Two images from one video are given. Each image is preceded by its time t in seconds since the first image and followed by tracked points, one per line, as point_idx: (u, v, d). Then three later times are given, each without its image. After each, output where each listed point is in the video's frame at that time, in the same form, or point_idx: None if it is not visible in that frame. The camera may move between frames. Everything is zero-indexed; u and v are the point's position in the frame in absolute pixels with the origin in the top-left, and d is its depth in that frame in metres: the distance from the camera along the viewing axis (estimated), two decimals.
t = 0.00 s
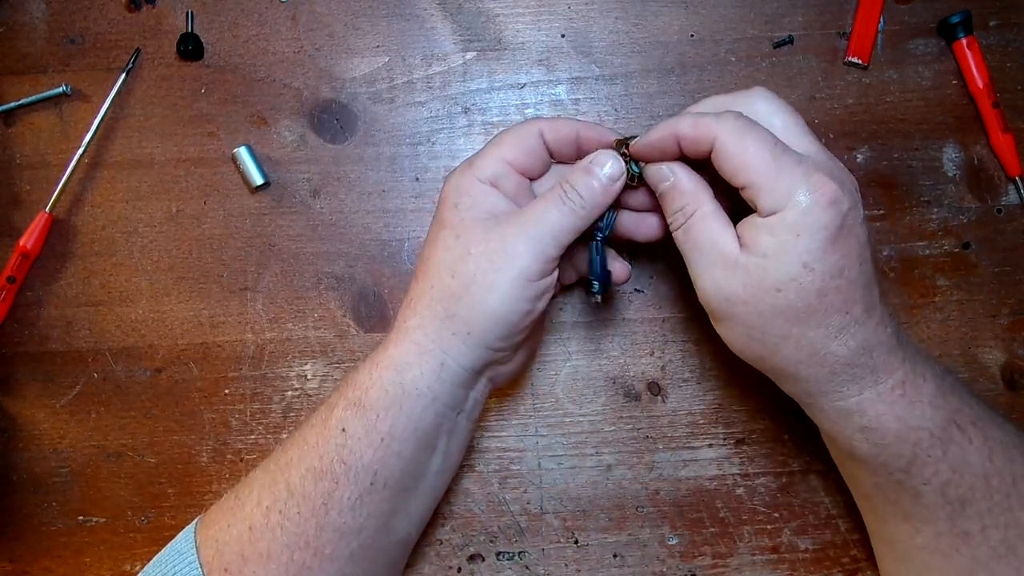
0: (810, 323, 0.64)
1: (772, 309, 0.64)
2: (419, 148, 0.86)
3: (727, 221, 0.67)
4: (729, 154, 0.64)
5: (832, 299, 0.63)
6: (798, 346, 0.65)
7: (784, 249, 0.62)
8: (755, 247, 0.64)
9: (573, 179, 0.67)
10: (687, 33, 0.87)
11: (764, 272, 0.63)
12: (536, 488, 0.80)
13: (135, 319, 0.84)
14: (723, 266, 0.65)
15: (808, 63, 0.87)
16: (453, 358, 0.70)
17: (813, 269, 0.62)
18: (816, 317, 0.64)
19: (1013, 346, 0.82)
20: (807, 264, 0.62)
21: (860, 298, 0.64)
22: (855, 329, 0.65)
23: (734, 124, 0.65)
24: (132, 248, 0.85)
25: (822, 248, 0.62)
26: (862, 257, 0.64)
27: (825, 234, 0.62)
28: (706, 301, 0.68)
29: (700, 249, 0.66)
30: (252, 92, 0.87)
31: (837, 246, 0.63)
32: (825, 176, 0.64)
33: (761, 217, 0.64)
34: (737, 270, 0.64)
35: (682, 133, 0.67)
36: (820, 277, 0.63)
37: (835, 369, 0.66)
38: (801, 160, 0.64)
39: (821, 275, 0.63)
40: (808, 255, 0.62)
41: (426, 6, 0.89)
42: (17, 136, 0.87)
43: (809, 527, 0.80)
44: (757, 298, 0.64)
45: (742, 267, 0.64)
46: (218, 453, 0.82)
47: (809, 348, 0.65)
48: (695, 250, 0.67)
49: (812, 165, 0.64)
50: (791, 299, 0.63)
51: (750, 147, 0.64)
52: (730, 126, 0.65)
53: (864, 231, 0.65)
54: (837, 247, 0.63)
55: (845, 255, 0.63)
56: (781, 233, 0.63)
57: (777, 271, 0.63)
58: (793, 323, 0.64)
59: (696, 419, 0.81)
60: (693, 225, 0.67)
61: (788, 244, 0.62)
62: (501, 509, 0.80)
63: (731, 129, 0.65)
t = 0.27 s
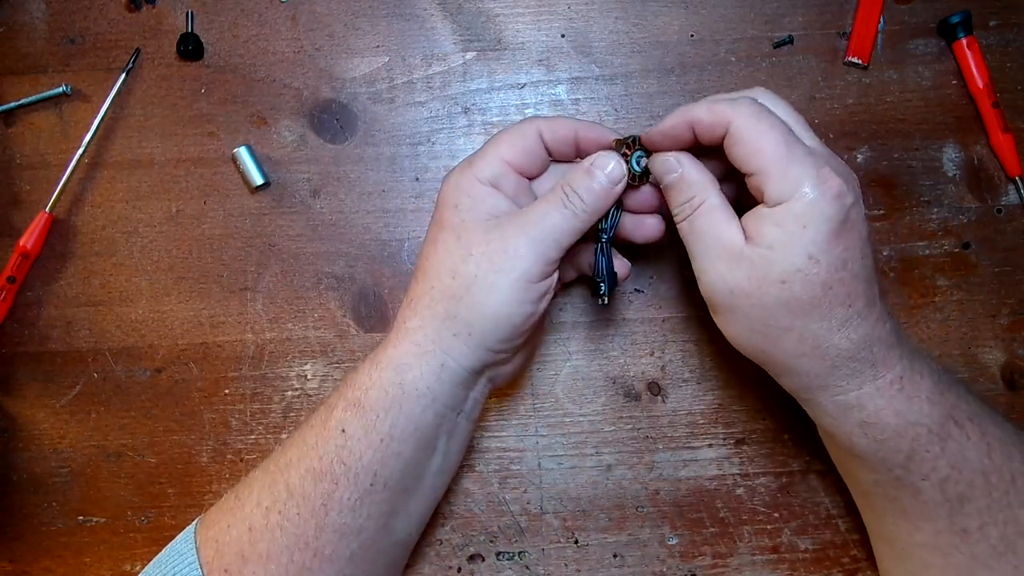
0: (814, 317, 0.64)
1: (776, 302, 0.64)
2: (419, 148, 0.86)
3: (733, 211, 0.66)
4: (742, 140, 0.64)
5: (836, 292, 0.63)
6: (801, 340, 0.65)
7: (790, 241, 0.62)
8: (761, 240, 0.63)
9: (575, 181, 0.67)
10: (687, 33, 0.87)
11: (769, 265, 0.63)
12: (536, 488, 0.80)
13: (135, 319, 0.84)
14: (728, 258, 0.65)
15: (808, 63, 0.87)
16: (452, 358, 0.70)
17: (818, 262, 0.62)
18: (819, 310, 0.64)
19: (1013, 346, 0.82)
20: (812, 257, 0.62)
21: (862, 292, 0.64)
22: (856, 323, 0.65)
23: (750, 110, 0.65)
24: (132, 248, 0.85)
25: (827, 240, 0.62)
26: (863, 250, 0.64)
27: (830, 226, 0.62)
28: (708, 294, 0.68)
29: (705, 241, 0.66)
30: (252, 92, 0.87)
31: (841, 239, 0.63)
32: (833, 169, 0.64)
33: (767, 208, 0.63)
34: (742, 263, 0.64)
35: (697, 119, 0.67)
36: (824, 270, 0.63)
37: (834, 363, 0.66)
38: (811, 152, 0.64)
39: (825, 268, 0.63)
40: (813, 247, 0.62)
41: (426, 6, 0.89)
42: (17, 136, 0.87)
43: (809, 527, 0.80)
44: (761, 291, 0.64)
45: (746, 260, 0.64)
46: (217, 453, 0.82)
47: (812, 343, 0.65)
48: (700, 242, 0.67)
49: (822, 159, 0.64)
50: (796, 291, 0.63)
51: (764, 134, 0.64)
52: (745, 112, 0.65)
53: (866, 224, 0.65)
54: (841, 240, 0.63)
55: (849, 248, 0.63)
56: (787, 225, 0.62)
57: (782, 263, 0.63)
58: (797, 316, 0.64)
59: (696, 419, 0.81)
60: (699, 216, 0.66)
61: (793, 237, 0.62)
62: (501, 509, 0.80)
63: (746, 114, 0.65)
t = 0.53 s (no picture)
0: (801, 318, 0.65)
1: (765, 302, 0.65)
2: (419, 148, 0.86)
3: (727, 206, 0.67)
4: (737, 138, 0.65)
5: (824, 294, 0.64)
6: (788, 341, 0.66)
7: (780, 242, 0.63)
8: (752, 239, 0.64)
9: (578, 184, 0.67)
10: (687, 33, 0.87)
11: (759, 265, 0.64)
12: (536, 488, 0.80)
13: (135, 319, 0.84)
14: (719, 256, 0.66)
15: (808, 63, 0.87)
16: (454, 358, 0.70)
17: (807, 263, 0.63)
18: (806, 311, 0.64)
19: (1013, 346, 0.82)
20: (801, 258, 0.63)
21: (851, 294, 0.65)
22: (844, 326, 0.65)
23: (748, 109, 0.65)
24: (132, 248, 0.85)
25: (817, 242, 0.63)
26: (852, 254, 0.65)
27: (819, 228, 0.63)
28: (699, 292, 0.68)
29: (698, 238, 0.67)
30: (252, 92, 0.87)
31: (830, 241, 0.63)
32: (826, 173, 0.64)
33: (760, 207, 0.64)
34: (732, 262, 0.65)
35: (697, 114, 0.67)
36: (813, 272, 0.63)
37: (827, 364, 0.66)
38: (805, 155, 0.64)
39: (814, 269, 0.63)
40: (803, 249, 0.63)
41: (426, 6, 0.89)
42: (17, 135, 0.87)
43: (809, 527, 0.80)
44: (750, 291, 0.65)
45: (736, 259, 0.65)
46: (218, 453, 0.82)
47: (800, 344, 0.66)
48: (693, 239, 0.67)
49: (815, 162, 0.64)
50: (784, 292, 0.64)
51: (761, 134, 0.64)
52: (744, 111, 0.65)
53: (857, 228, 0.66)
54: (830, 243, 0.63)
55: (838, 251, 0.64)
56: (778, 225, 0.63)
57: (771, 264, 0.63)
58: (784, 317, 0.65)
59: (696, 419, 0.81)
60: (694, 212, 0.67)
61: (783, 237, 0.63)
62: (501, 509, 0.80)
63: (745, 113, 0.65)
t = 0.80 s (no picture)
0: (786, 332, 0.65)
1: (749, 317, 0.65)
2: (418, 148, 0.86)
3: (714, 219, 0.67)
4: (721, 152, 0.64)
5: (809, 310, 0.64)
6: (777, 352, 0.66)
7: (763, 260, 0.62)
8: (735, 256, 0.64)
9: (576, 184, 0.66)
10: (687, 33, 0.87)
11: (742, 282, 0.63)
12: (536, 488, 0.80)
13: (135, 319, 0.84)
14: (704, 270, 0.66)
15: (808, 64, 0.87)
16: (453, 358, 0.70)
17: (791, 280, 0.62)
18: (791, 326, 0.64)
19: (1013, 347, 0.82)
20: (786, 275, 0.62)
21: (840, 306, 0.64)
22: (833, 338, 0.65)
23: (734, 121, 0.64)
24: (132, 248, 0.85)
25: (802, 259, 0.62)
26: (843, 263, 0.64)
27: (804, 245, 0.62)
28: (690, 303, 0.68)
29: (685, 252, 0.67)
30: (252, 92, 0.87)
31: (816, 257, 0.63)
32: (813, 187, 0.63)
33: (744, 223, 0.64)
34: (716, 278, 0.65)
35: (684, 124, 0.67)
36: (797, 288, 0.63)
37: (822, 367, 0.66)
38: (792, 169, 0.63)
39: (799, 285, 0.63)
40: (786, 266, 0.62)
41: (426, 6, 0.89)
42: (17, 136, 0.87)
43: (809, 527, 0.80)
44: (734, 307, 0.65)
45: (721, 274, 0.65)
46: (218, 453, 0.82)
47: (789, 355, 0.66)
48: (680, 251, 0.67)
49: (803, 175, 0.63)
50: (767, 308, 0.64)
51: (745, 148, 0.63)
52: (728, 124, 0.64)
53: (849, 238, 0.65)
54: (817, 258, 0.63)
55: (824, 266, 0.63)
56: (761, 242, 0.63)
57: (754, 281, 0.63)
58: (769, 332, 0.65)
59: (696, 419, 0.81)
60: (680, 225, 0.67)
61: (766, 254, 0.62)
62: (501, 509, 0.80)
63: (730, 126, 0.64)
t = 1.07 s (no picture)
0: (777, 337, 0.65)
1: (741, 322, 0.65)
2: (419, 148, 0.86)
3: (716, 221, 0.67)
4: (721, 157, 0.64)
5: (801, 317, 0.64)
6: (769, 356, 0.67)
7: (757, 267, 0.63)
8: (729, 261, 0.64)
9: (583, 193, 0.66)
10: (687, 33, 0.87)
11: (735, 287, 0.64)
12: (535, 488, 0.80)
13: (135, 319, 0.84)
14: (699, 274, 0.66)
15: (808, 64, 0.87)
16: (452, 358, 0.70)
17: (784, 287, 0.63)
18: (782, 332, 0.65)
19: (1013, 347, 0.82)
20: (778, 282, 0.63)
21: (833, 313, 0.65)
22: (826, 344, 0.65)
23: (734, 126, 0.64)
24: (132, 248, 0.85)
25: (796, 267, 0.63)
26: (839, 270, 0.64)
27: (798, 253, 0.63)
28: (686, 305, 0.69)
29: (683, 254, 0.68)
30: (252, 92, 0.87)
31: (810, 265, 0.63)
32: (811, 195, 0.63)
33: (741, 228, 0.64)
34: (710, 282, 0.66)
35: (686, 129, 0.67)
36: (790, 296, 0.63)
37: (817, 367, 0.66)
38: (791, 176, 0.63)
39: (791, 293, 0.63)
40: (780, 273, 0.63)
41: (426, 6, 0.89)
42: (17, 136, 0.87)
43: (809, 527, 0.80)
44: (726, 311, 0.66)
45: (715, 279, 0.65)
46: (218, 453, 0.82)
47: (782, 360, 0.66)
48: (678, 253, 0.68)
49: (802, 183, 0.63)
50: (759, 314, 0.64)
51: (745, 153, 0.63)
52: (729, 129, 0.64)
53: (847, 246, 0.65)
54: (811, 267, 0.63)
55: (818, 275, 0.63)
56: (756, 248, 0.63)
57: (747, 287, 0.64)
58: (760, 337, 0.66)
59: (696, 419, 0.81)
60: (680, 228, 0.68)
61: (760, 262, 0.63)
62: (501, 509, 0.80)
63: (731, 131, 0.64)
